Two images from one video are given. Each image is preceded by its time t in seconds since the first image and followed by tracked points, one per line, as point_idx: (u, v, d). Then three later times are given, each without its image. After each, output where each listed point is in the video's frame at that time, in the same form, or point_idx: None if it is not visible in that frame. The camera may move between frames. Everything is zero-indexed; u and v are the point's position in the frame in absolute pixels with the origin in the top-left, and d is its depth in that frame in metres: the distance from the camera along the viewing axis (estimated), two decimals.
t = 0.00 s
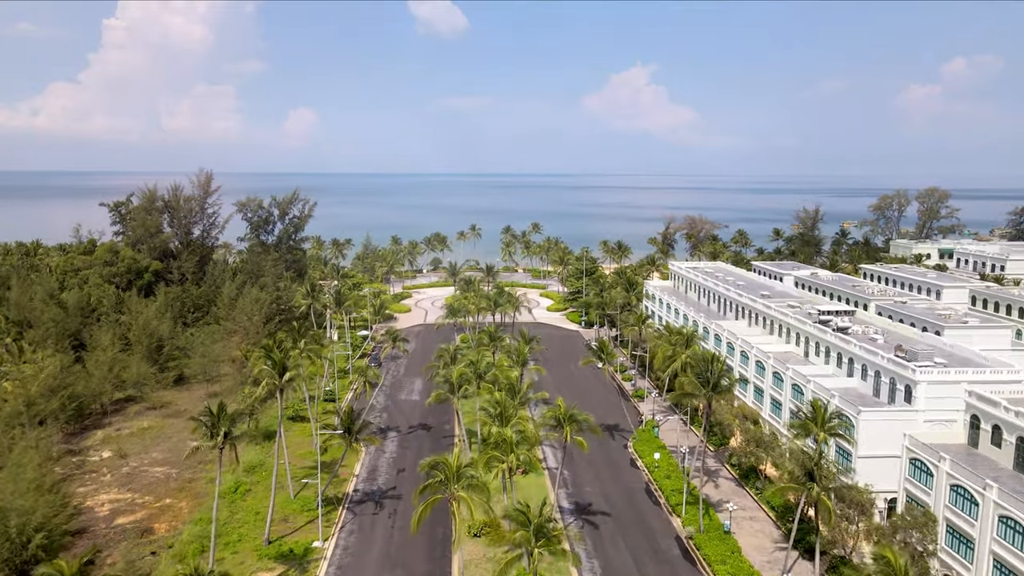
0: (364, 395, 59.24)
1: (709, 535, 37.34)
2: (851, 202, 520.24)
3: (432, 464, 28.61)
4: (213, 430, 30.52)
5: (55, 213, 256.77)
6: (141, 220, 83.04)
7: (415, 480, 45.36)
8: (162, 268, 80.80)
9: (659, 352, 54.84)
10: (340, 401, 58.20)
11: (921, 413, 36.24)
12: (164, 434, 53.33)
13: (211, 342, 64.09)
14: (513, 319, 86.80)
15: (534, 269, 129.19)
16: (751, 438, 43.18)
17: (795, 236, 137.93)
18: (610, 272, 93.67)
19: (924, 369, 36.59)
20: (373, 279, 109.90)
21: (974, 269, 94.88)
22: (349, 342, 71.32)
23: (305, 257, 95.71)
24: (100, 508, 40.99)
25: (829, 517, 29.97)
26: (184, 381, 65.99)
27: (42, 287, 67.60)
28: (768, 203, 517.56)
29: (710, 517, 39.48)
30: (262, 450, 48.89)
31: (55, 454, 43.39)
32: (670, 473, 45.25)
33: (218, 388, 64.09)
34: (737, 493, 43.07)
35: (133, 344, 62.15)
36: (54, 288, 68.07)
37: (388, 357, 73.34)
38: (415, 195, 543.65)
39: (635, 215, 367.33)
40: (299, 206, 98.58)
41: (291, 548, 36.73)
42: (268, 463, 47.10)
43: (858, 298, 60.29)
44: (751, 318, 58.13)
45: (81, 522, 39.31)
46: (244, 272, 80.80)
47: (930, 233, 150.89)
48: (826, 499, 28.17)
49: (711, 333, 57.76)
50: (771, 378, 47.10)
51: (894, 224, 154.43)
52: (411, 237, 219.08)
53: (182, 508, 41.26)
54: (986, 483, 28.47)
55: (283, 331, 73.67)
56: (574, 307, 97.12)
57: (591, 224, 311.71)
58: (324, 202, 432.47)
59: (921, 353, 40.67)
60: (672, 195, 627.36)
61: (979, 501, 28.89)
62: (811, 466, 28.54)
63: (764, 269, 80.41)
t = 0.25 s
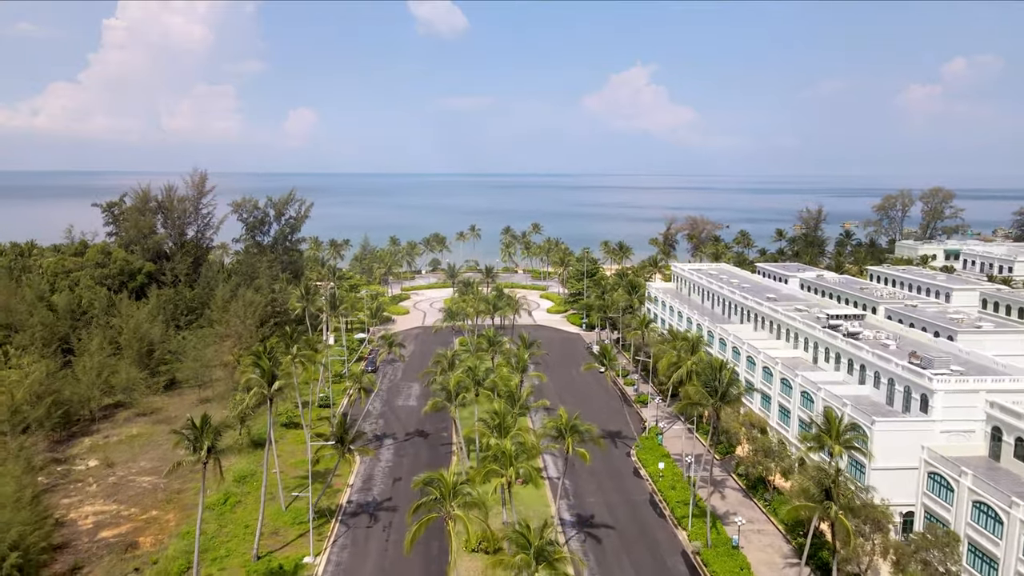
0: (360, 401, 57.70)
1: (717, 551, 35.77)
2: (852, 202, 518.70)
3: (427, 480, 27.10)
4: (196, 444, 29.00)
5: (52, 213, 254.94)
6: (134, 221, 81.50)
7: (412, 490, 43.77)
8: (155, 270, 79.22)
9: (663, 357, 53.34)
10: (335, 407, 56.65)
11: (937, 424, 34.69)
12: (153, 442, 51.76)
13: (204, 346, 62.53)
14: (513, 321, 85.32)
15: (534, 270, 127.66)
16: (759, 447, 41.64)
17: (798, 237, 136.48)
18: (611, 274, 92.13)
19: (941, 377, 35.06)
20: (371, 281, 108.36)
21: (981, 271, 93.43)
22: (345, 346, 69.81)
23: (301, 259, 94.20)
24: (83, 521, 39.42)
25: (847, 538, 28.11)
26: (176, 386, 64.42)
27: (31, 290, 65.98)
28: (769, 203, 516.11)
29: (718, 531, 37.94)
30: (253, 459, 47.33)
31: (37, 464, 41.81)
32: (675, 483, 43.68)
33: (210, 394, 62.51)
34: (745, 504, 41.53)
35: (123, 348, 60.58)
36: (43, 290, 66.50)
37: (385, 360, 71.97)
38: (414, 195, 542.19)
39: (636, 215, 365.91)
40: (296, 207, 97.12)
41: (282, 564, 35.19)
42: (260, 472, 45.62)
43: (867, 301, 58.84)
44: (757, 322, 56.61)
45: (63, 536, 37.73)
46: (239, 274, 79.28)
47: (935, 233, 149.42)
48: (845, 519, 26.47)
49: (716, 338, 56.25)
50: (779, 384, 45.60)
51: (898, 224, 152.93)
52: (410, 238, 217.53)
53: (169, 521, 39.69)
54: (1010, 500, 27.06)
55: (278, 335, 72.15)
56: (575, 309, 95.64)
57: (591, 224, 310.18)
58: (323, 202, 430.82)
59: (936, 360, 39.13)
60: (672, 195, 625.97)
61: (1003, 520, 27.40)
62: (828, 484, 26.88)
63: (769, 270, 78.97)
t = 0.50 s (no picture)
0: (355, 408, 56.24)
1: (725, 567, 34.29)
2: (853, 202, 517.38)
3: (421, 499, 25.60)
4: (177, 459, 27.47)
5: (50, 214, 253.39)
6: (127, 221, 79.96)
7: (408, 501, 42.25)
8: (148, 272, 77.69)
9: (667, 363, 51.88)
10: (329, 414, 55.11)
11: (956, 435, 33.23)
12: (142, 450, 50.20)
13: (196, 350, 61.05)
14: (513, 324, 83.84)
15: (535, 271, 126.08)
16: (768, 458, 40.17)
17: (801, 237, 134.98)
18: (613, 276, 90.59)
19: (959, 386, 33.60)
20: (369, 282, 106.84)
21: (988, 272, 91.98)
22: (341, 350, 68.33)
23: (298, 260, 92.73)
24: (65, 536, 37.88)
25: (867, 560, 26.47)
26: (168, 391, 62.89)
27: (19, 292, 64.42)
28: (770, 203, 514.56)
29: (726, 545, 36.45)
30: (245, 468, 45.80)
31: (19, 475, 40.26)
32: (681, 494, 42.16)
33: (202, 399, 60.96)
34: (753, 516, 40.05)
35: (113, 353, 59.08)
36: (32, 293, 64.98)
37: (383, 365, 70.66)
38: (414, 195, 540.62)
39: (637, 216, 364.52)
40: (292, 207, 95.62)
41: None
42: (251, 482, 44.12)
43: (876, 304, 57.35)
44: (763, 326, 55.11)
45: (43, 551, 36.18)
46: (233, 277, 77.81)
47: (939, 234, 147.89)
48: (866, 542, 24.87)
49: (721, 342, 54.74)
50: (787, 392, 44.12)
51: (902, 224, 151.46)
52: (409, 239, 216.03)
53: (155, 535, 38.16)
54: None
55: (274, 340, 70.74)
56: (576, 311, 94.18)
57: (591, 224, 308.61)
58: (323, 202, 429.22)
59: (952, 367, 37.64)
60: (672, 195, 624.42)
61: None
62: (848, 503, 25.37)
63: (773, 272, 77.51)
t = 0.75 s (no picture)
0: (351, 414, 54.75)
1: None
2: (856, 203, 516.21)
3: (415, 519, 24.09)
4: (156, 476, 25.99)
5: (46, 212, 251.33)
6: (119, 222, 78.48)
7: (403, 513, 40.70)
8: (141, 273, 76.23)
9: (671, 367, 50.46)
10: (324, 421, 53.60)
11: (976, 447, 31.75)
12: (130, 458, 48.66)
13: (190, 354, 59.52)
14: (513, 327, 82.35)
15: (535, 272, 124.47)
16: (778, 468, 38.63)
17: (805, 238, 133.40)
18: (615, 277, 88.99)
19: (979, 396, 32.12)
20: (367, 284, 105.30)
21: (997, 274, 90.37)
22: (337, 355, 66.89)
23: (294, 261, 91.27)
24: (46, 551, 36.33)
25: None
26: (159, 396, 61.37)
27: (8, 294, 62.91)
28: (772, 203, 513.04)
29: (735, 561, 34.89)
30: (236, 479, 44.24)
31: None
32: (687, 506, 40.61)
33: (194, 405, 59.44)
34: (762, 529, 38.50)
35: (103, 357, 57.57)
36: (21, 295, 63.51)
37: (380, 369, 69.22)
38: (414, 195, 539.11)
39: (638, 216, 363.42)
40: (288, 208, 94.14)
41: None
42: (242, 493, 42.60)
43: (886, 308, 55.81)
44: (770, 330, 53.59)
45: (22, 568, 34.65)
46: (228, 279, 76.35)
47: (944, 234, 146.24)
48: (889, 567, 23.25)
49: (727, 346, 53.24)
50: (797, 399, 42.61)
51: (906, 225, 149.83)
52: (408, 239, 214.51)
53: (140, 549, 36.62)
54: None
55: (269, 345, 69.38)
56: (577, 313, 92.66)
57: (592, 224, 307.02)
58: (322, 202, 427.68)
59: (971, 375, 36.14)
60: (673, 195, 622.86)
61: None
62: (870, 525, 23.87)
63: (779, 274, 75.96)
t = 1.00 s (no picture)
0: (346, 422, 53.29)
1: None
2: (857, 203, 514.69)
3: (409, 544, 22.60)
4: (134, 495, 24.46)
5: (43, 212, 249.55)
6: (111, 223, 76.96)
7: (399, 526, 39.20)
8: (134, 275, 74.76)
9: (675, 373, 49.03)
10: (319, 428, 52.13)
11: (999, 461, 30.33)
12: (118, 468, 47.12)
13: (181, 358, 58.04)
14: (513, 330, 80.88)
15: (535, 273, 122.99)
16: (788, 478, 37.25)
17: (808, 239, 131.92)
18: (617, 279, 87.52)
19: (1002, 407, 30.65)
20: (364, 285, 103.83)
21: (1005, 276, 88.89)
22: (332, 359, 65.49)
23: (291, 263, 89.75)
24: (26, 568, 34.82)
25: None
26: (150, 402, 59.87)
27: None
28: (773, 203, 511.49)
29: None
30: (227, 490, 42.78)
31: None
32: (694, 519, 39.07)
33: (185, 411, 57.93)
34: (773, 543, 37.02)
35: (92, 362, 56.09)
36: (9, 298, 62.04)
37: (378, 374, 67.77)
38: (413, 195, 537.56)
39: (639, 216, 361.84)
40: (284, 208, 92.62)
41: None
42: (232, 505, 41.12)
43: (896, 311, 54.32)
44: (777, 335, 52.11)
45: None
46: (222, 281, 74.92)
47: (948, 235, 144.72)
48: None
49: (733, 352, 51.75)
50: (807, 408, 41.16)
51: (910, 225, 148.32)
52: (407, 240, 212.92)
53: (124, 565, 35.13)
54: None
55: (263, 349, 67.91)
56: (578, 316, 91.22)
57: (592, 224, 305.49)
58: (322, 203, 426.01)
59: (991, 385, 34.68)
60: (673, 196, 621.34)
61: None
62: (896, 552, 22.79)
63: (784, 276, 74.48)
